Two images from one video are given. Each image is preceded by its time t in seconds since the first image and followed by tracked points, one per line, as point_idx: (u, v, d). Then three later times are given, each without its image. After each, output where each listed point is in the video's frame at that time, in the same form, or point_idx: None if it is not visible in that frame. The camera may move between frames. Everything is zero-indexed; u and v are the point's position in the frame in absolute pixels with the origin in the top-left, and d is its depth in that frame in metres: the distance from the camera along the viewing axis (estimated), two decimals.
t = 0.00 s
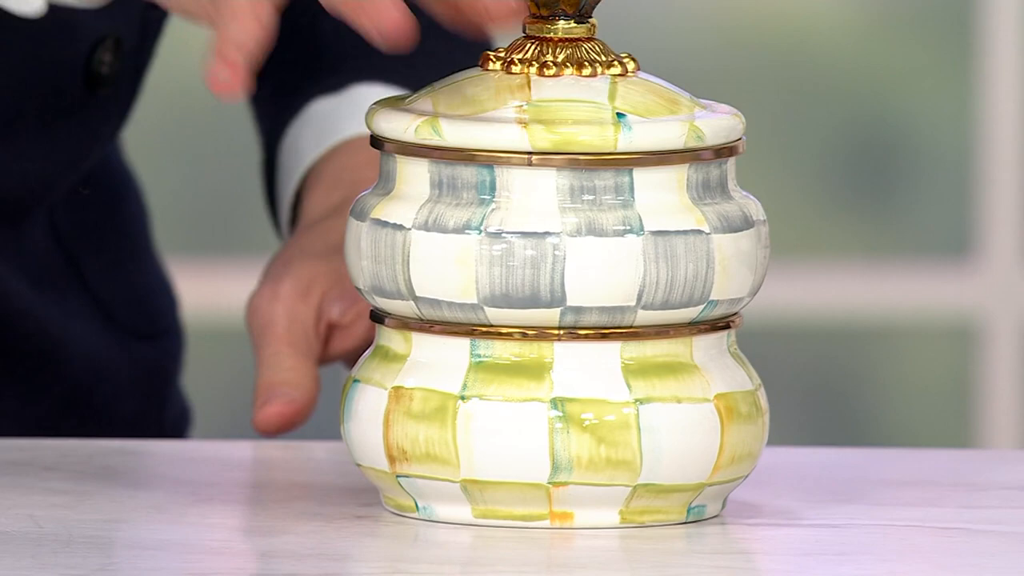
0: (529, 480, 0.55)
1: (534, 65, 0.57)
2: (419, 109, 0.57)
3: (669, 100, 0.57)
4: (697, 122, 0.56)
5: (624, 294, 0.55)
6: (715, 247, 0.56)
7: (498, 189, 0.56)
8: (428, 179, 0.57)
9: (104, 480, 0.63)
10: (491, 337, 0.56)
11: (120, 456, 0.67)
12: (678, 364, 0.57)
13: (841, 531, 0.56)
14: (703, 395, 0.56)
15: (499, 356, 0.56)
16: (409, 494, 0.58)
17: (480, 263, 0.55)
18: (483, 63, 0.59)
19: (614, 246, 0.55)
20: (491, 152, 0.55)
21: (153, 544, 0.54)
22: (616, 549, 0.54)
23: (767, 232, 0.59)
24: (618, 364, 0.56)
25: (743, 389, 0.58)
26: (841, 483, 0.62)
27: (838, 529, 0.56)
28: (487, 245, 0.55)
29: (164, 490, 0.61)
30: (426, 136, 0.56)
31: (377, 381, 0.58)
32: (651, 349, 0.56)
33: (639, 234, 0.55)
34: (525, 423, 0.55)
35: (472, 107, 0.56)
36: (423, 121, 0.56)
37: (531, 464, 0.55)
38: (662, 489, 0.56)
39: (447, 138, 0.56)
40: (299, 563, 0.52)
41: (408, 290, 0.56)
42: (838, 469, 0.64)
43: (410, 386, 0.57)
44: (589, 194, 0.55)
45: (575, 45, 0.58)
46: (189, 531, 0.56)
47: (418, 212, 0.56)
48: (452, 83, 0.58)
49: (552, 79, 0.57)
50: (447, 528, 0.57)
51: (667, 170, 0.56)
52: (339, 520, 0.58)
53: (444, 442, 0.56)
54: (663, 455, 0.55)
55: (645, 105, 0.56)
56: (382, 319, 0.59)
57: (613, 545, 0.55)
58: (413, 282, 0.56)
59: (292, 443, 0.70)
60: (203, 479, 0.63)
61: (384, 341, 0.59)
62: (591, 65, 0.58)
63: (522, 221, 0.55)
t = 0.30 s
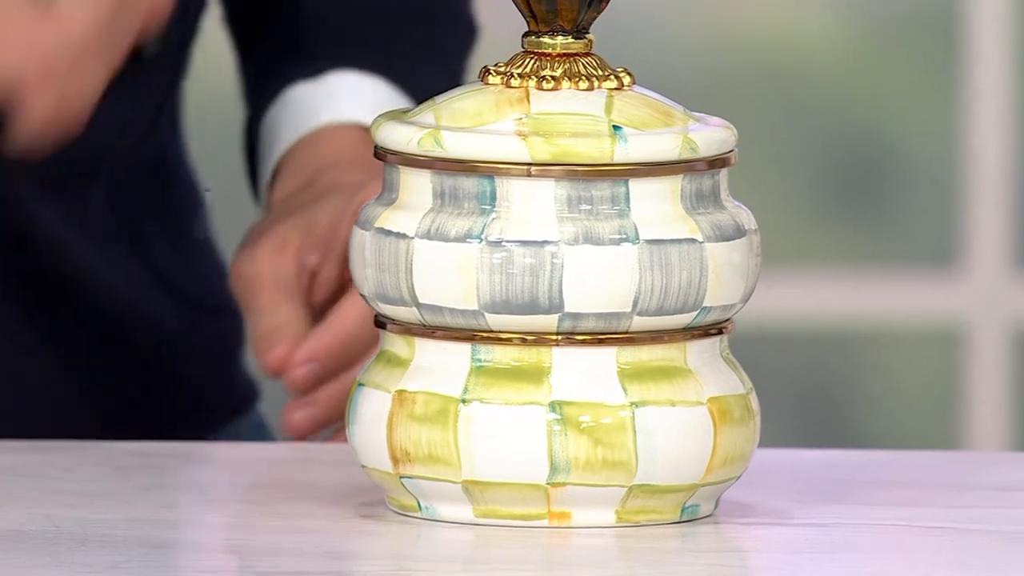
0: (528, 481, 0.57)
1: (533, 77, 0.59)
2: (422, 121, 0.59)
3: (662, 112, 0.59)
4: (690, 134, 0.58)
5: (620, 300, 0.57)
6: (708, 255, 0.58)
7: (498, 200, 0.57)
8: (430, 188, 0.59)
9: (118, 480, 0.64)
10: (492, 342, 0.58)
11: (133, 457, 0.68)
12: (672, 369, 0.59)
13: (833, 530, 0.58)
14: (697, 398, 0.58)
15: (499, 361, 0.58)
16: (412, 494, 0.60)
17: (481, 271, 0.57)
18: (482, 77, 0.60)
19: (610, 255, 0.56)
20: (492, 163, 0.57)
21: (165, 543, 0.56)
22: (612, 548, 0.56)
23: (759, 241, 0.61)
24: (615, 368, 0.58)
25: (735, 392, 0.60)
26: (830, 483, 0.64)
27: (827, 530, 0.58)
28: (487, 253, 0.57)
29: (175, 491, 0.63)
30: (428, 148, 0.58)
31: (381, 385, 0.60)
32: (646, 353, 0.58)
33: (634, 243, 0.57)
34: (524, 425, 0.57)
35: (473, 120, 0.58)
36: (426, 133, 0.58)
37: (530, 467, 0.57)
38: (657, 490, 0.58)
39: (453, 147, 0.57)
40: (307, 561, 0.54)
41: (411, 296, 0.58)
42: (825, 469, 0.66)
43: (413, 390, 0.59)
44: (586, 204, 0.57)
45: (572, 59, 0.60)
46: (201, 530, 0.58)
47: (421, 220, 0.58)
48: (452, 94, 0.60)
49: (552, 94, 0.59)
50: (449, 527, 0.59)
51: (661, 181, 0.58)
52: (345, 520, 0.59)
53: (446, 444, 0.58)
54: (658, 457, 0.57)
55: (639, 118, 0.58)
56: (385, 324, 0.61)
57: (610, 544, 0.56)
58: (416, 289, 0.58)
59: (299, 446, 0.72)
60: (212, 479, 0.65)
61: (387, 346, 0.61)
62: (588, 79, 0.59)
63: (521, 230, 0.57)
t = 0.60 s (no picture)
0: (527, 484, 0.59)
1: (532, 92, 0.61)
2: (425, 134, 0.61)
3: (659, 125, 0.61)
4: (685, 147, 0.60)
5: (617, 309, 0.58)
6: (703, 265, 0.59)
7: (499, 211, 0.59)
8: (433, 200, 0.60)
9: (128, 483, 0.66)
10: (492, 349, 0.59)
11: (141, 460, 0.70)
12: (669, 375, 0.60)
13: (826, 533, 0.59)
14: (692, 404, 0.60)
15: (500, 367, 0.60)
16: (415, 497, 0.61)
17: (482, 280, 0.58)
18: (484, 90, 0.62)
19: (607, 265, 0.58)
20: (493, 175, 0.59)
21: (176, 544, 0.58)
22: (609, 549, 0.57)
23: (753, 251, 0.62)
24: (613, 375, 0.59)
25: (730, 398, 0.61)
26: (824, 487, 0.65)
27: (819, 532, 0.59)
28: (489, 262, 0.58)
29: (184, 493, 0.65)
30: (432, 160, 0.59)
31: (385, 391, 0.62)
32: (643, 360, 0.60)
33: (631, 253, 0.58)
34: (524, 430, 0.58)
35: (474, 133, 0.60)
36: (429, 145, 0.60)
37: (530, 470, 0.58)
38: (653, 492, 0.60)
39: (454, 159, 0.59)
40: (314, 562, 0.55)
41: (414, 305, 0.60)
42: (821, 473, 0.68)
43: (417, 395, 0.60)
44: (584, 215, 0.59)
45: (571, 74, 0.61)
46: (210, 531, 0.59)
47: (424, 231, 0.60)
48: (454, 107, 0.62)
49: (552, 107, 0.60)
50: (450, 529, 0.60)
51: (657, 193, 0.59)
52: (350, 521, 0.61)
53: (448, 448, 0.59)
54: (655, 461, 0.59)
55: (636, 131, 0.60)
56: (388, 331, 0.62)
57: (607, 545, 0.58)
58: (419, 297, 0.60)
59: (305, 449, 0.73)
60: (219, 482, 0.67)
61: (391, 353, 0.63)
62: (586, 93, 0.61)
63: (520, 240, 0.58)
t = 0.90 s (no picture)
0: (527, 488, 0.60)
1: (532, 106, 0.63)
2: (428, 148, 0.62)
3: (655, 139, 0.62)
4: (681, 160, 0.61)
5: (614, 318, 0.60)
6: (698, 275, 0.61)
7: (499, 222, 0.61)
8: (435, 212, 0.62)
9: (138, 487, 0.68)
10: (493, 356, 0.61)
11: (151, 465, 0.72)
12: (666, 381, 0.62)
13: (819, 534, 0.61)
14: (688, 409, 0.62)
15: (500, 374, 0.61)
16: (418, 501, 0.63)
17: (482, 289, 0.60)
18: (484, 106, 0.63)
19: (605, 274, 0.60)
20: (493, 187, 0.60)
21: (183, 547, 0.59)
22: (606, 551, 0.59)
23: (746, 262, 0.64)
24: (611, 381, 0.61)
25: (724, 404, 0.63)
26: (823, 488, 0.68)
27: (812, 534, 0.61)
28: (489, 272, 0.60)
29: (192, 497, 0.66)
30: (434, 173, 0.61)
31: (388, 397, 0.63)
32: (640, 367, 0.62)
33: (628, 263, 0.60)
34: (524, 435, 0.60)
35: (474, 146, 0.62)
36: (431, 158, 0.61)
37: (530, 475, 0.60)
38: (650, 496, 0.61)
39: (455, 172, 0.61)
40: (317, 564, 0.57)
41: (417, 313, 0.62)
42: (826, 471, 0.71)
43: (419, 401, 0.62)
44: (582, 226, 0.60)
45: (570, 89, 0.63)
46: (217, 534, 0.61)
47: (426, 241, 0.61)
48: (456, 122, 0.64)
49: (551, 121, 0.62)
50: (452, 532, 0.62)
51: (653, 205, 0.61)
52: (353, 524, 0.63)
53: (449, 453, 0.61)
54: (652, 465, 0.61)
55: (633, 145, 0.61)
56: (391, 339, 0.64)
57: (605, 547, 0.60)
58: (422, 306, 0.61)
59: (310, 454, 0.75)
60: (227, 486, 0.68)
61: (394, 360, 0.64)
62: (585, 107, 0.63)
63: (519, 250, 0.60)
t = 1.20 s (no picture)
0: (527, 492, 0.62)
1: (532, 120, 0.64)
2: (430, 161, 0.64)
3: (652, 152, 0.64)
4: (676, 172, 0.63)
5: (611, 326, 0.62)
6: (693, 284, 0.63)
7: (500, 233, 0.62)
8: (437, 223, 0.64)
9: (150, 491, 0.70)
10: (494, 363, 0.63)
11: (162, 470, 0.74)
12: (661, 388, 0.64)
13: (811, 537, 0.63)
14: (683, 415, 0.63)
15: (500, 380, 0.63)
16: (421, 504, 0.65)
17: (483, 298, 0.62)
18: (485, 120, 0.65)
19: (603, 283, 0.61)
20: (494, 199, 0.62)
21: (193, 548, 0.61)
22: (603, 553, 0.61)
23: (740, 271, 0.66)
24: (608, 388, 0.63)
25: (719, 410, 0.65)
26: (815, 493, 0.69)
27: (805, 536, 0.63)
28: (490, 281, 0.62)
29: (202, 500, 0.68)
30: (436, 184, 0.63)
31: (391, 403, 0.65)
32: (636, 373, 0.63)
33: (625, 272, 0.62)
34: (524, 440, 0.62)
35: (476, 159, 0.63)
36: (434, 171, 0.63)
37: (530, 479, 0.62)
38: (646, 499, 0.63)
39: (457, 184, 0.62)
40: (323, 565, 0.59)
41: (419, 321, 0.63)
42: (814, 476, 0.72)
43: (422, 407, 0.64)
44: (581, 237, 0.62)
45: (568, 104, 0.65)
46: (226, 536, 0.63)
47: (429, 251, 0.63)
48: (458, 135, 0.65)
49: (550, 135, 0.64)
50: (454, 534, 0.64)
51: (649, 216, 0.63)
52: (358, 526, 0.64)
53: (451, 457, 0.62)
54: (648, 469, 0.62)
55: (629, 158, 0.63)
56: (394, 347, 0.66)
57: (602, 549, 0.61)
58: (424, 314, 0.63)
59: (317, 458, 0.77)
60: (236, 489, 0.70)
61: (397, 367, 0.66)
62: (583, 121, 0.65)
63: (519, 261, 0.62)
